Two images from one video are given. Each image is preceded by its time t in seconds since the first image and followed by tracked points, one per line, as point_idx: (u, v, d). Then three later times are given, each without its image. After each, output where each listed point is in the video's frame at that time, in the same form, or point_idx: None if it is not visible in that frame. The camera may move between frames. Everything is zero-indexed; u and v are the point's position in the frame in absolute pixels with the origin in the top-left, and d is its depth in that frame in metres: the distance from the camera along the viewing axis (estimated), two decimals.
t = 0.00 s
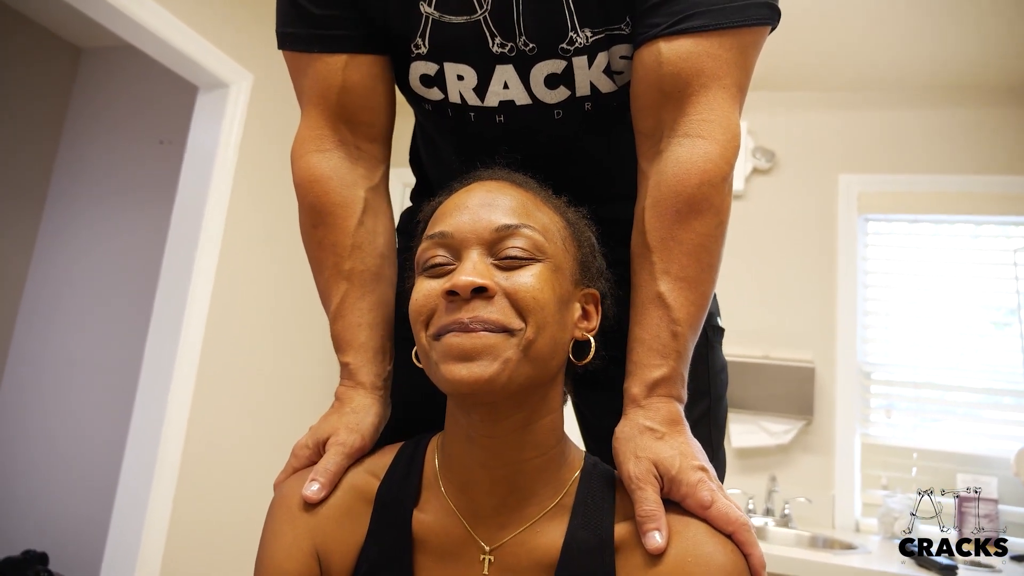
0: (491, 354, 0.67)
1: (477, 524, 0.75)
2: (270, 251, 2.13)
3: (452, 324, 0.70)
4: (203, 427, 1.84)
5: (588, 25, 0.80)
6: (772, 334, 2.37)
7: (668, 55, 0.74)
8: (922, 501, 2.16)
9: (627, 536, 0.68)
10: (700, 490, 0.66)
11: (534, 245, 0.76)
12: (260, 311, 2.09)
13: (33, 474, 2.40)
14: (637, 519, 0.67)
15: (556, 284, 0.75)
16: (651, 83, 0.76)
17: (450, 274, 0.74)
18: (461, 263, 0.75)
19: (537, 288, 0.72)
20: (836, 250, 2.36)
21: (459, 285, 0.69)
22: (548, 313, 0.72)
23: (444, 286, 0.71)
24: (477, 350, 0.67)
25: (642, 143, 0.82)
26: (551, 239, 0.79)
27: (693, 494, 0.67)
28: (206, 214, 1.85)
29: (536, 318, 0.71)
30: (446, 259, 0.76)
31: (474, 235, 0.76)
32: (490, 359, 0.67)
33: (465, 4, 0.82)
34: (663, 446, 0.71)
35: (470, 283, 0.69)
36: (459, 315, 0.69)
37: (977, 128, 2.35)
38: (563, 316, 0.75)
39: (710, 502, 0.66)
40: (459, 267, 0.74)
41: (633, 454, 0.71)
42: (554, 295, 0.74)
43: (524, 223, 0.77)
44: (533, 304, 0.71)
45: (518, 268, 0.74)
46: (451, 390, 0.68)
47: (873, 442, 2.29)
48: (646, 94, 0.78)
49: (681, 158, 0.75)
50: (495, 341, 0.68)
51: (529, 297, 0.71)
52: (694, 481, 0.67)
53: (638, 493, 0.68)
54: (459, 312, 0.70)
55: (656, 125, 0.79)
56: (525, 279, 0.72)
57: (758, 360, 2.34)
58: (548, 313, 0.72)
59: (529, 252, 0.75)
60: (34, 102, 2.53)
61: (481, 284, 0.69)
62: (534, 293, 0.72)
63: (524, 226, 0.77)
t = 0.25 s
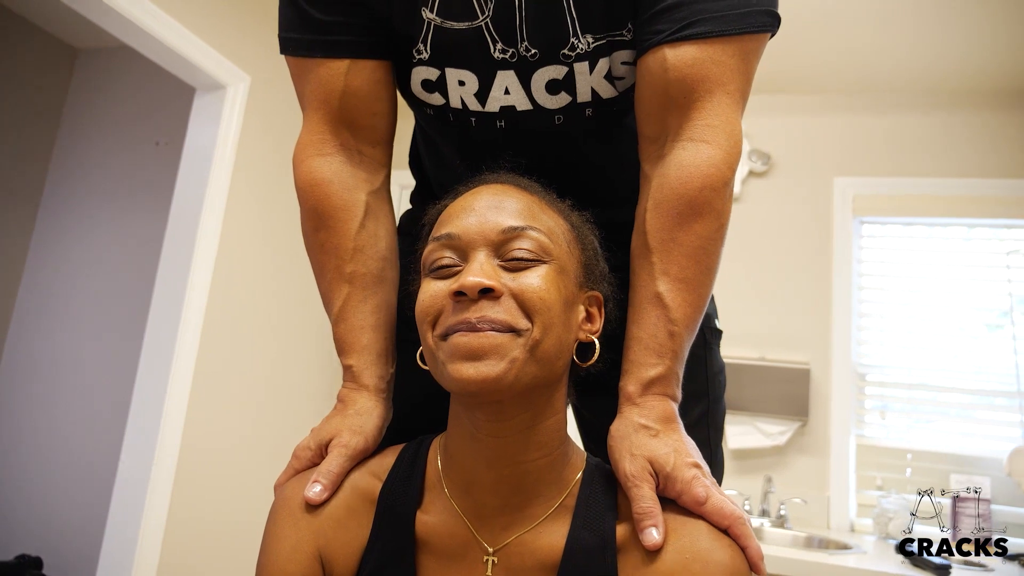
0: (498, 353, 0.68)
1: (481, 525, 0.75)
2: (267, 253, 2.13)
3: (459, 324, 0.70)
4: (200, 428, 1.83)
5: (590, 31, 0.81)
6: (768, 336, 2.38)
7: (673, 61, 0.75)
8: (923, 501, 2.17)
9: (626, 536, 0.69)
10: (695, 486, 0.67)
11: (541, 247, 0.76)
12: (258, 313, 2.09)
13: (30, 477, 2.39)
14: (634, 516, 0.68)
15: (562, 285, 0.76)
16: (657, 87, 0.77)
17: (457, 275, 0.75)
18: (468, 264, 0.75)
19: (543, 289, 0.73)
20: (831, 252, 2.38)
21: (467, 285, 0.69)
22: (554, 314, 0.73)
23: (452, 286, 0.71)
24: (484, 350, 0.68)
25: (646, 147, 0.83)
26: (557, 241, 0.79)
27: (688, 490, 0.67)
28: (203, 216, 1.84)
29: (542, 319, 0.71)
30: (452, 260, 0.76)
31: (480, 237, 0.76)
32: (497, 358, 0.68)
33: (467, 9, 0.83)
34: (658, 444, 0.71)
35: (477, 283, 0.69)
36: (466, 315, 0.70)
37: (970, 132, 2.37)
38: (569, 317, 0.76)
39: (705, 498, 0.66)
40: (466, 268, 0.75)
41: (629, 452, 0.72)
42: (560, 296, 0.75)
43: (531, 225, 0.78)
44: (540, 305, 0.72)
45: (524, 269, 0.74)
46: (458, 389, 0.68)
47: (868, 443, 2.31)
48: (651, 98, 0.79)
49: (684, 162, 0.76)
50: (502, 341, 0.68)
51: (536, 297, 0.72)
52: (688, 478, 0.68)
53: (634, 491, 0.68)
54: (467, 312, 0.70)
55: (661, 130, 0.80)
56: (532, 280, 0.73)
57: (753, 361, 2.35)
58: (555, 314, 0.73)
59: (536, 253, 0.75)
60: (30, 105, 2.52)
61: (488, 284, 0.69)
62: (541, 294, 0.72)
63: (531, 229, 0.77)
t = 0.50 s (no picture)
0: (497, 361, 0.68)
1: (476, 526, 0.76)
2: (260, 254, 2.12)
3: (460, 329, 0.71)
4: (192, 431, 1.82)
5: (585, 35, 0.81)
6: (759, 337, 2.40)
7: (666, 65, 0.76)
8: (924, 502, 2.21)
9: (624, 537, 0.69)
10: (692, 488, 0.67)
11: (541, 253, 0.76)
12: (250, 314, 2.08)
13: (19, 479, 2.37)
14: (636, 519, 0.68)
15: (561, 291, 0.76)
16: (650, 90, 0.78)
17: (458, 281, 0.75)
18: (469, 269, 0.75)
19: (543, 296, 0.73)
20: (822, 253, 2.40)
21: (468, 292, 0.69)
22: (554, 321, 0.73)
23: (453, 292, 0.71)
24: (484, 357, 0.68)
25: (639, 150, 0.84)
26: (557, 247, 0.80)
27: (685, 492, 0.68)
28: (194, 217, 1.84)
29: (542, 327, 0.72)
30: (453, 265, 0.76)
31: (481, 242, 0.76)
32: (497, 365, 0.68)
33: (462, 12, 0.83)
34: (655, 445, 0.72)
35: (479, 290, 0.69)
36: (467, 321, 0.70)
37: (957, 135, 2.39)
38: (568, 324, 0.76)
39: (702, 500, 0.67)
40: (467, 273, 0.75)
41: (626, 454, 0.72)
42: (560, 303, 0.75)
43: (531, 231, 0.78)
44: (540, 313, 0.72)
45: (525, 276, 0.74)
46: (457, 395, 0.69)
47: (859, 443, 2.33)
48: (645, 102, 0.79)
49: (678, 165, 0.77)
50: (502, 349, 0.69)
51: (536, 306, 0.72)
52: (685, 480, 0.68)
53: (635, 494, 0.68)
54: (467, 319, 0.70)
55: (654, 133, 0.81)
56: (532, 287, 0.73)
57: (745, 362, 2.37)
58: (554, 322, 0.73)
59: (536, 260, 0.76)
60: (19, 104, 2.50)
61: (490, 292, 0.70)
62: (541, 301, 0.72)
63: (532, 235, 0.77)
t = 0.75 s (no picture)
0: (496, 363, 0.69)
1: (471, 526, 0.76)
2: (259, 253, 2.12)
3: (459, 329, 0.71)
4: (190, 430, 1.82)
5: (581, 34, 0.81)
6: (758, 339, 2.40)
7: (663, 64, 0.76)
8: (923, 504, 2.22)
9: (620, 535, 0.70)
10: (687, 487, 0.67)
11: (542, 256, 0.77)
12: (249, 313, 2.08)
13: (16, 476, 2.37)
14: (632, 516, 0.68)
15: (561, 293, 0.77)
16: (647, 90, 0.78)
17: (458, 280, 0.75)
18: (469, 269, 0.75)
19: (543, 299, 0.73)
20: (821, 256, 2.40)
21: (469, 292, 0.69)
22: (553, 324, 0.73)
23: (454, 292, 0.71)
24: (482, 359, 0.68)
25: (635, 149, 0.84)
26: (558, 249, 0.80)
27: (680, 491, 0.67)
28: (194, 216, 1.84)
29: (542, 330, 0.72)
30: (454, 264, 0.76)
31: (483, 242, 0.76)
32: (495, 367, 0.69)
33: (458, 12, 0.83)
34: (651, 443, 0.72)
35: (480, 291, 0.69)
36: (467, 322, 0.70)
37: (956, 138, 2.40)
38: (567, 326, 0.77)
39: (697, 499, 0.67)
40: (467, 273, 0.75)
41: (622, 453, 0.72)
42: (559, 306, 0.75)
43: (533, 233, 0.78)
44: (540, 316, 0.72)
45: (525, 277, 0.74)
46: (455, 395, 0.69)
47: (856, 445, 2.33)
48: (641, 101, 0.79)
49: (674, 164, 0.77)
50: (501, 350, 0.69)
51: (537, 308, 0.72)
52: (680, 478, 0.68)
53: (631, 491, 0.69)
54: (467, 319, 0.70)
55: (650, 132, 0.81)
56: (532, 289, 0.73)
57: (743, 363, 2.37)
58: (554, 325, 0.73)
59: (538, 262, 0.76)
60: (17, 102, 2.50)
61: (490, 294, 0.70)
62: (541, 304, 0.73)
63: (533, 237, 0.77)
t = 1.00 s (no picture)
0: (482, 359, 0.68)
1: (459, 523, 0.76)
2: (256, 253, 2.12)
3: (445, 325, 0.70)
4: (188, 430, 1.82)
5: (554, 26, 0.81)
6: (756, 336, 2.40)
7: (639, 56, 0.75)
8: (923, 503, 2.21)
9: (608, 529, 0.69)
10: (674, 477, 0.67)
11: (529, 250, 0.76)
12: (246, 313, 2.08)
13: (16, 478, 2.37)
14: (619, 507, 0.68)
15: (548, 288, 0.76)
16: (623, 82, 0.78)
17: (444, 275, 0.74)
18: (456, 264, 0.75)
19: (530, 294, 0.73)
20: (819, 253, 2.40)
21: (455, 288, 0.69)
22: (541, 319, 0.73)
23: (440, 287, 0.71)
24: (468, 355, 0.68)
25: (615, 142, 0.84)
26: (545, 244, 0.79)
27: (667, 481, 0.68)
28: (192, 216, 1.84)
29: (529, 325, 0.71)
30: (440, 258, 0.76)
31: (469, 236, 0.76)
32: (481, 363, 0.68)
33: (432, 6, 0.83)
34: (637, 435, 0.72)
35: (466, 287, 0.69)
36: (453, 318, 0.70)
37: (953, 134, 2.40)
38: (555, 321, 0.76)
39: (684, 489, 0.67)
40: (454, 268, 0.74)
41: (608, 445, 0.72)
42: (546, 300, 0.75)
43: (520, 227, 0.78)
44: (527, 311, 0.72)
45: (512, 272, 0.74)
46: (441, 392, 0.69)
47: (855, 440, 2.32)
48: (619, 94, 0.79)
49: (654, 155, 0.77)
50: (488, 346, 0.69)
51: (523, 303, 0.72)
52: (668, 469, 0.68)
53: (618, 483, 0.69)
54: (453, 315, 0.70)
55: (629, 125, 0.81)
56: (519, 284, 0.73)
57: (742, 360, 2.36)
58: (541, 320, 0.73)
59: (525, 257, 0.75)
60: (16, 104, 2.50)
61: (477, 289, 0.69)
62: (528, 299, 0.72)
63: (520, 231, 0.77)
